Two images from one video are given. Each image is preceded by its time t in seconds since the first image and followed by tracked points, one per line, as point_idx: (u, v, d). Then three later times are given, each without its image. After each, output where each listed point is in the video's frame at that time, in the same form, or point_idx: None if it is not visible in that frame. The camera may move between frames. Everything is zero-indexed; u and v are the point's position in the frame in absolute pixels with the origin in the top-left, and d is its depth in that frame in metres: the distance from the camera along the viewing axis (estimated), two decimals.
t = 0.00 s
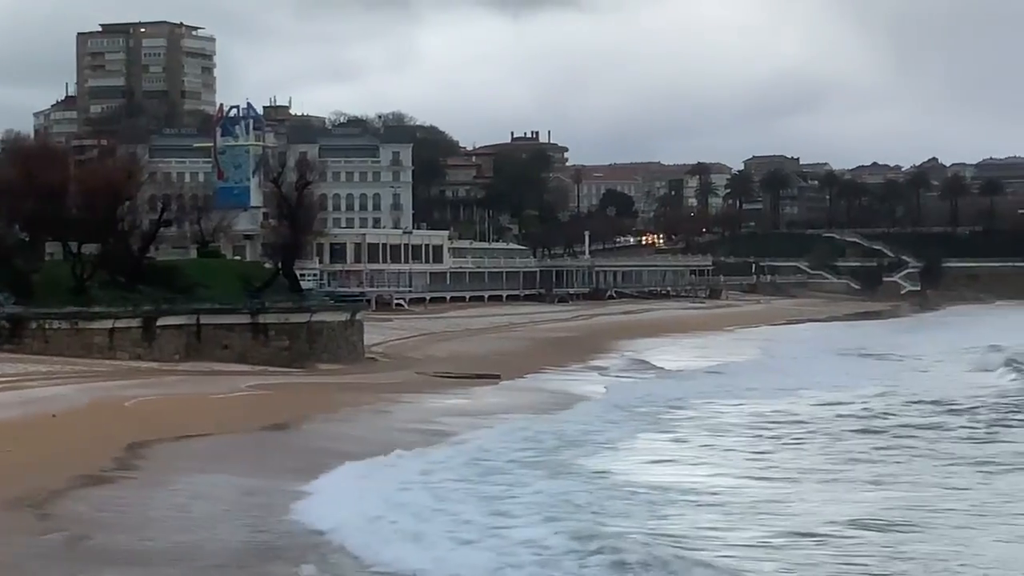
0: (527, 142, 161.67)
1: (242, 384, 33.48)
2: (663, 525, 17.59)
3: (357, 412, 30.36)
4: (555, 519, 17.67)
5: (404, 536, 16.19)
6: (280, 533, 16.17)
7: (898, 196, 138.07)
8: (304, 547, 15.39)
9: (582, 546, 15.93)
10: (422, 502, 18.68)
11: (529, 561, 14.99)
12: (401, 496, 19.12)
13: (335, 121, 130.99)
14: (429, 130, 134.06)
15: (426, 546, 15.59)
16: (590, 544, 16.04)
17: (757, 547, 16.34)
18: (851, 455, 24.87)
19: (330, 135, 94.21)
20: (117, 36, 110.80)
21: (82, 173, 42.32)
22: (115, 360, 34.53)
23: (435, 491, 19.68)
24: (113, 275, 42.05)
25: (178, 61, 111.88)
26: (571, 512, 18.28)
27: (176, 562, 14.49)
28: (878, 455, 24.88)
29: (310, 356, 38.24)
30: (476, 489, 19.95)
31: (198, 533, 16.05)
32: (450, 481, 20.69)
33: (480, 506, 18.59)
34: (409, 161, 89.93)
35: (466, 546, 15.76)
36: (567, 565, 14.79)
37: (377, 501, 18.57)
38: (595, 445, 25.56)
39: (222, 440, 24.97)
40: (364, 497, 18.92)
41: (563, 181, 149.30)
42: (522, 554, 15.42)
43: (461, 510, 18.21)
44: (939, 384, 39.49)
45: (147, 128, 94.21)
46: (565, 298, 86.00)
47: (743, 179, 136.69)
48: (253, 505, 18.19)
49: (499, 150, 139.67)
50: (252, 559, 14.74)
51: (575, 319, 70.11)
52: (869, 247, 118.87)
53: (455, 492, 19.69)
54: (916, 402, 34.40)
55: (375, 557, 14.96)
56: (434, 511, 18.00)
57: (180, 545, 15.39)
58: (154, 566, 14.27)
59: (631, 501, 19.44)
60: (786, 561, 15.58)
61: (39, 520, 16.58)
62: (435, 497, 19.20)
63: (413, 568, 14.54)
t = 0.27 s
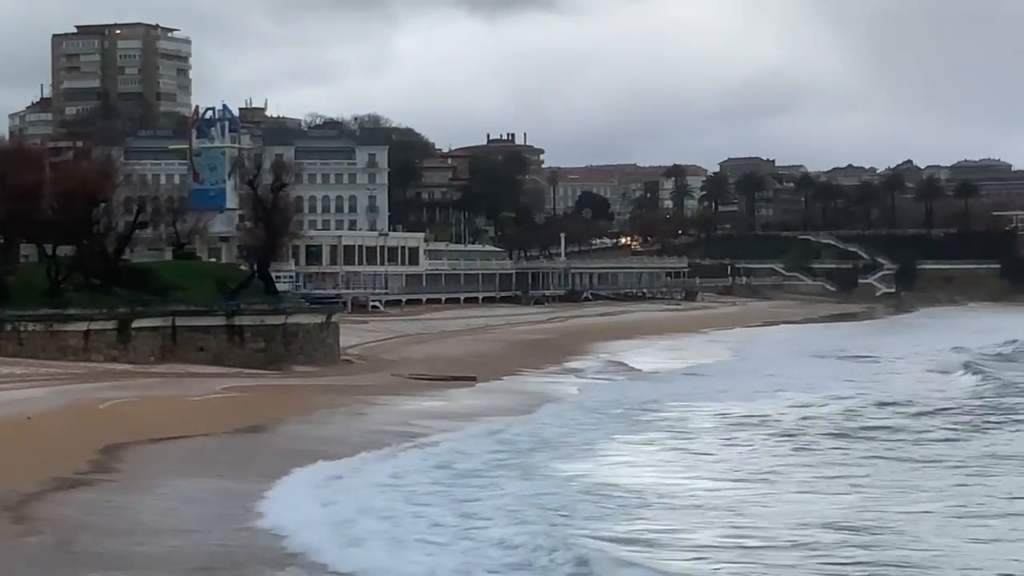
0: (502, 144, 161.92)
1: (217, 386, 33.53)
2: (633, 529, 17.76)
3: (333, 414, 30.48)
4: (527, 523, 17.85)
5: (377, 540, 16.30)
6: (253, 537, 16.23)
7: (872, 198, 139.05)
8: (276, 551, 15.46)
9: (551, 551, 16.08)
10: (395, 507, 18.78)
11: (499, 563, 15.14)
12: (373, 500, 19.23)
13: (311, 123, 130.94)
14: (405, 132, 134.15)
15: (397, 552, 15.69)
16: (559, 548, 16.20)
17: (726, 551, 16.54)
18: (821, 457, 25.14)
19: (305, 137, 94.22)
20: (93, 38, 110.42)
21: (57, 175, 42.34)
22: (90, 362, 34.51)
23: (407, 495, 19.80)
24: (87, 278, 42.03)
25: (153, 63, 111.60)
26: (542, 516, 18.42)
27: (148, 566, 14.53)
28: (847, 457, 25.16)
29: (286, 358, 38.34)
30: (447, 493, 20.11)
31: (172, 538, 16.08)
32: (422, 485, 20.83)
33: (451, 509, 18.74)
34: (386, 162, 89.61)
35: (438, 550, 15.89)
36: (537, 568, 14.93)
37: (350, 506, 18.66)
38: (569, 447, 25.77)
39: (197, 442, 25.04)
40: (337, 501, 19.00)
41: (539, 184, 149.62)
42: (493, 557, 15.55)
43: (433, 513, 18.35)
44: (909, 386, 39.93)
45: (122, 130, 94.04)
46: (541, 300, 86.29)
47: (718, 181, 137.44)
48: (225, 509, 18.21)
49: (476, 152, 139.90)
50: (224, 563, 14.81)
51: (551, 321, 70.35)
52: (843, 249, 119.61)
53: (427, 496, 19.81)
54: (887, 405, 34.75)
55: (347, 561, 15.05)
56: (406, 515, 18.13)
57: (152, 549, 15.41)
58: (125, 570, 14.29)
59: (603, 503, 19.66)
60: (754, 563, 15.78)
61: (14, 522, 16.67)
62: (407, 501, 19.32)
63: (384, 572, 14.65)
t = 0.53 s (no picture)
0: (478, 145, 161.95)
1: (193, 387, 33.53)
2: (604, 529, 17.95)
3: (309, 415, 30.55)
4: (498, 523, 18.00)
5: (349, 541, 16.43)
6: (226, 538, 16.31)
7: (847, 199, 139.83)
8: (248, 552, 15.55)
9: (521, 551, 16.24)
10: (368, 507, 18.90)
11: (470, 563, 15.29)
12: (346, 501, 19.34)
13: (287, 123, 130.72)
14: (381, 133, 134.05)
15: (369, 553, 15.82)
16: (530, 549, 16.36)
17: (695, 551, 16.74)
18: (791, 458, 25.40)
19: (281, 138, 94.09)
20: (68, 38, 109.86)
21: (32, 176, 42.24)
22: (65, 363, 34.40)
23: (381, 497, 19.93)
24: (63, 278, 41.93)
25: (129, 63, 111.13)
26: (513, 516, 18.59)
27: (122, 567, 14.58)
28: (817, 457, 25.44)
29: (262, 359, 38.36)
30: (420, 494, 20.24)
31: (148, 539, 16.14)
32: (396, 486, 20.96)
33: (424, 509, 18.88)
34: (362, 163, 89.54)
35: (410, 550, 16.03)
36: (508, 567, 15.09)
37: (324, 507, 18.77)
38: (542, 448, 25.95)
39: (173, 444, 25.06)
40: (310, 503, 19.11)
41: (515, 185, 149.79)
42: (465, 557, 15.71)
43: (405, 514, 18.49)
44: (881, 387, 40.28)
45: (97, 131, 93.63)
46: (518, 301, 86.45)
47: (694, 182, 137.94)
48: (199, 510, 18.27)
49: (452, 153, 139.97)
50: (198, 564, 14.89)
51: (527, 322, 70.48)
52: (818, 250, 120.23)
53: (400, 497, 19.94)
54: (859, 405, 35.07)
55: (321, 562, 15.16)
56: (379, 516, 18.26)
57: (126, 551, 15.47)
58: (99, 572, 14.35)
59: (574, 504, 19.85)
60: (722, 563, 15.98)
61: None
62: (380, 502, 19.45)
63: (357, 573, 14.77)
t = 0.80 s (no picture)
0: (455, 144, 162.09)
1: (168, 386, 33.60)
2: (570, 528, 18.19)
3: (283, 414, 30.69)
4: (466, 523, 18.21)
5: (319, 541, 16.60)
6: (196, 538, 16.45)
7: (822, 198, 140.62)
8: (218, 553, 15.71)
9: (489, 551, 16.45)
10: (339, 507, 19.09)
11: (437, 563, 15.49)
12: (317, 501, 19.51)
13: (263, 122, 130.61)
14: (356, 132, 134.09)
15: (338, 553, 16.00)
16: (497, 549, 16.58)
17: (660, 550, 16.99)
18: (759, 456, 25.71)
19: (257, 137, 94.00)
20: (42, 36, 109.43)
21: (7, 176, 42.23)
22: (40, 363, 34.36)
23: (352, 496, 20.14)
24: (37, 277, 41.90)
25: (104, 63, 110.80)
26: (482, 516, 18.80)
27: (93, 568, 14.72)
28: (785, 456, 25.75)
29: (237, 358, 38.46)
30: (390, 494, 20.43)
31: (123, 540, 16.28)
32: (367, 486, 21.15)
33: (393, 509, 19.07)
34: (337, 162, 89.58)
35: (378, 550, 16.23)
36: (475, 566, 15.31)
37: (295, 507, 18.94)
38: (513, 447, 26.20)
39: (148, 443, 25.17)
40: (281, 502, 19.27)
41: (491, 184, 150.04)
42: (432, 556, 15.92)
43: (375, 513, 18.68)
44: (853, 386, 40.64)
45: (72, 130, 93.37)
46: (493, 300, 86.58)
47: (670, 181, 138.45)
48: (170, 510, 18.40)
49: (428, 152, 140.17)
50: (168, 565, 15.05)
51: (503, 321, 70.64)
52: (793, 249, 120.91)
53: (370, 496, 20.16)
54: (829, 404, 35.40)
55: (290, 562, 15.34)
56: (349, 516, 18.44)
57: (98, 552, 15.60)
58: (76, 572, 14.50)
59: (544, 504, 20.09)
60: (686, 562, 16.24)
61: None
62: (350, 501, 19.66)
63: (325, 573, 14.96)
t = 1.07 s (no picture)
0: (431, 144, 162.07)
1: (143, 386, 33.60)
2: (538, 529, 18.33)
3: (258, 413, 30.77)
4: (436, 524, 18.33)
5: (289, 541, 16.76)
6: (166, 540, 16.53)
7: (798, 198, 141.21)
8: (188, 553, 15.82)
9: (457, 551, 16.62)
10: (309, 508, 19.19)
11: (405, 564, 15.62)
12: (288, 502, 19.60)
13: (238, 121, 130.39)
14: (332, 131, 134.03)
15: (307, 553, 16.14)
16: (465, 550, 16.72)
17: (627, 551, 17.15)
18: (730, 456, 25.91)
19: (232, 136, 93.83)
20: (16, 35, 108.96)
21: None
22: (14, 362, 34.30)
23: (324, 496, 20.30)
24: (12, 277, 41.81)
25: (79, 61, 110.37)
26: (452, 516, 18.93)
27: (63, 568, 14.82)
28: (756, 455, 25.95)
29: (213, 357, 38.50)
30: (361, 494, 20.52)
31: (94, 541, 16.38)
32: (339, 486, 21.31)
33: (364, 509, 19.17)
34: (313, 161, 89.60)
35: (347, 550, 16.37)
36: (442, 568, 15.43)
37: (266, 507, 19.06)
38: (486, 446, 26.39)
39: (123, 443, 25.22)
40: (253, 503, 19.36)
41: (467, 184, 150.22)
42: (400, 557, 16.05)
43: (345, 514, 18.78)
44: (824, 385, 40.99)
45: (46, 129, 93.03)
46: (469, 300, 86.62)
47: (646, 181, 138.78)
48: (143, 510, 18.50)
49: (404, 151, 140.22)
50: (137, 566, 15.13)
51: (479, 320, 70.80)
52: (768, 249, 121.50)
53: (342, 496, 20.32)
54: (802, 404, 35.63)
55: (258, 564, 15.44)
56: (319, 516, 18.54)
57: (68, 552, 15.69)
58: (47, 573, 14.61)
59: (515, 504, 20.29)
60: (651, 561, 16.45)
61: None
62: (322, 501, 19.82)
63: (294, 573, 15.10)
